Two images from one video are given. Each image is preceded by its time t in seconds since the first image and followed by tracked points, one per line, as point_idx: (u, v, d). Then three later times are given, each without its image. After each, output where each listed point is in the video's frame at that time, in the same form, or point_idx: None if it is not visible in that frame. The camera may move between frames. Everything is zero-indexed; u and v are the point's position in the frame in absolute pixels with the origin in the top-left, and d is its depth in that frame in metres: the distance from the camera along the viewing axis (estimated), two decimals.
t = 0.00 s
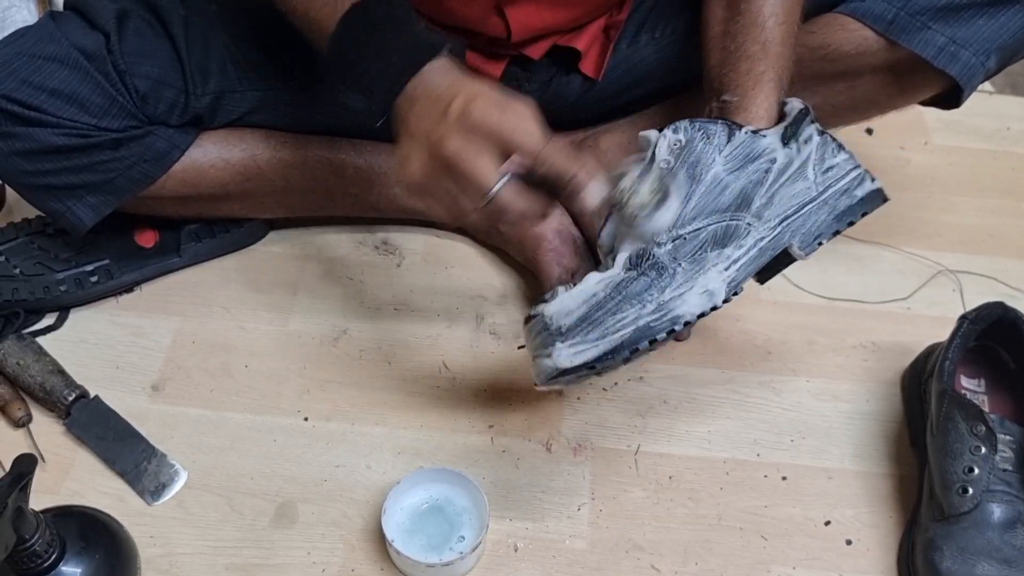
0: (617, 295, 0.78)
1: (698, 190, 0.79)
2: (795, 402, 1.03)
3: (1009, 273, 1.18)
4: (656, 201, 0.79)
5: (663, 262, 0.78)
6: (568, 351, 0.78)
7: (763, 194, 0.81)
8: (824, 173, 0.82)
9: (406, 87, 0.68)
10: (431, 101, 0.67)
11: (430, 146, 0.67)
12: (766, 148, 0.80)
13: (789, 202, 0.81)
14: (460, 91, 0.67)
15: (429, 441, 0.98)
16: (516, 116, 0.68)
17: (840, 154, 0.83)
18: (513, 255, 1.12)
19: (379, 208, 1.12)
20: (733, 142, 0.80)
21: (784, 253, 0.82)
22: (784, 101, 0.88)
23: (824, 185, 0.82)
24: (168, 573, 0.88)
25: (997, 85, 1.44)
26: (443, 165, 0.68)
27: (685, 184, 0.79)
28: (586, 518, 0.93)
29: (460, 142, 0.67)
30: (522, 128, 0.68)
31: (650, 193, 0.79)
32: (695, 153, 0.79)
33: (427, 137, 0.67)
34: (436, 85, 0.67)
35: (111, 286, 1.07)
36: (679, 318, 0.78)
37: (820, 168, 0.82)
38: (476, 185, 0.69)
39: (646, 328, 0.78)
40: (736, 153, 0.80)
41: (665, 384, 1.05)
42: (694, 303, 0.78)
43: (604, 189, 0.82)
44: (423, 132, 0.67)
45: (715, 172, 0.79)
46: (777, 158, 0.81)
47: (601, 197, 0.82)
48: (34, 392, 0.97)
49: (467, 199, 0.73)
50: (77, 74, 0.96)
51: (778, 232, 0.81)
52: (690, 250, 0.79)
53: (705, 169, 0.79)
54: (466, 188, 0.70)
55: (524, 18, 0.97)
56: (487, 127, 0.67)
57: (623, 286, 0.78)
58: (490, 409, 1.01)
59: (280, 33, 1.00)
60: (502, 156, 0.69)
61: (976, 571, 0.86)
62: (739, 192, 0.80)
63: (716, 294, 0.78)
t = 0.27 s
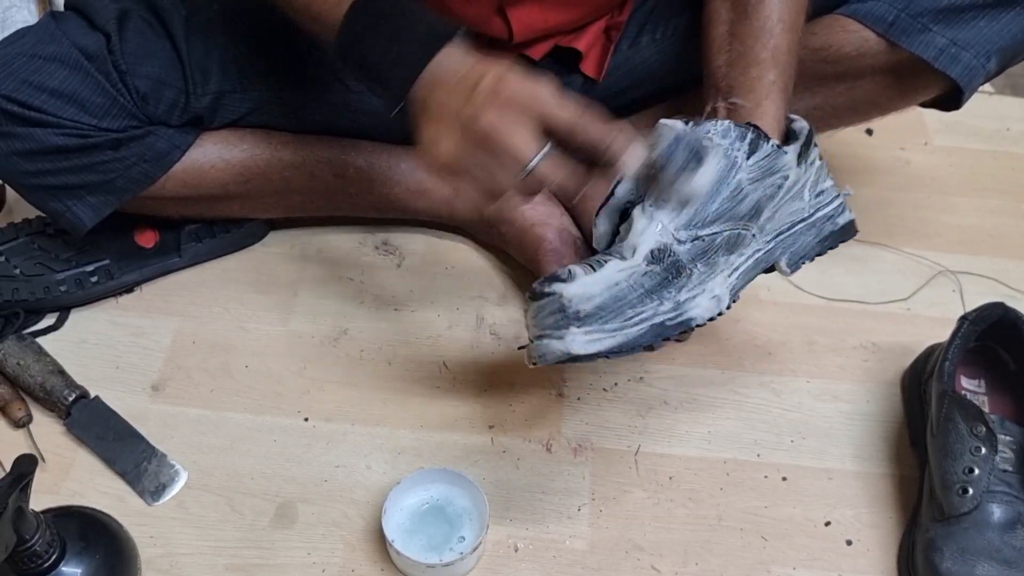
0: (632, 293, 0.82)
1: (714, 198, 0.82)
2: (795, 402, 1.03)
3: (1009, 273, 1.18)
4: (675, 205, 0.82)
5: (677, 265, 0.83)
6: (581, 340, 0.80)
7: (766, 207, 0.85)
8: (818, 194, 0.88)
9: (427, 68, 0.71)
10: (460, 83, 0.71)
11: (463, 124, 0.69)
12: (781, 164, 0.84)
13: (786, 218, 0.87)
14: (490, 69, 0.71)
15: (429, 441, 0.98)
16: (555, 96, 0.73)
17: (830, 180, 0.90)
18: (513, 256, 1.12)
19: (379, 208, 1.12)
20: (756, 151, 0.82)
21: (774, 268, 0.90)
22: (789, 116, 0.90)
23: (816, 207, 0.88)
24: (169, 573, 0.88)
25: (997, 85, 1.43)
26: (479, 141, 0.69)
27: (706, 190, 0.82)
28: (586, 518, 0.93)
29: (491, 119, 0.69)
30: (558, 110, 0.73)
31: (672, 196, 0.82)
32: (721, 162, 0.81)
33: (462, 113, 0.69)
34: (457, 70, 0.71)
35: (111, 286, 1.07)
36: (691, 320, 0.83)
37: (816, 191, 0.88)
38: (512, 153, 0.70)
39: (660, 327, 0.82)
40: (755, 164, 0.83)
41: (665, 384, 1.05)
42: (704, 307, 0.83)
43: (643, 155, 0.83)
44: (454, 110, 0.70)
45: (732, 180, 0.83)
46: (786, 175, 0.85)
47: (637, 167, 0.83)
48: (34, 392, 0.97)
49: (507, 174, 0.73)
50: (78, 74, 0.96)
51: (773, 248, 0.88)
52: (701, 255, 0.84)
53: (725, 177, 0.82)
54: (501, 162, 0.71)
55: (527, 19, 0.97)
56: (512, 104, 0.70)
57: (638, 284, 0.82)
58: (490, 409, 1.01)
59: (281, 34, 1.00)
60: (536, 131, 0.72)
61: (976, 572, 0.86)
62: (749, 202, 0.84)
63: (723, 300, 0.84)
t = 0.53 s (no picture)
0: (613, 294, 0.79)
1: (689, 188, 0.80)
2: (795, 403, 1.03)
3: (1009, 273, 1.18)
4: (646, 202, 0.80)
5: (653, 258, 0.80)
6: (568, 352, 0.78)
7: (755, 185, 0.81)
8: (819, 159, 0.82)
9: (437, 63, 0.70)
10: (475, 78, 0.69)
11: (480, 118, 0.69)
12: (752, 141, 0.82)
13: (784, 189, 0.81)
14: (506, 63, 0.69)
15: (429, 442, 0.98)
16: (575, 88, 0.70)
17: (829, 143, 0.83)
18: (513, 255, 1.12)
19: (379, 208, 1.12)
20: (718, 133, 0.81)
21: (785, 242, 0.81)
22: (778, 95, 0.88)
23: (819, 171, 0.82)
24: (169, 573, 0.88)
25: (997, 85, 1.43)
26: (498, 136, 0.68)
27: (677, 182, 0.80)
28: (586, 518, 0.93)
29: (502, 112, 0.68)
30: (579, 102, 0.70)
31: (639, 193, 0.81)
32: (685, 150, 0.80)
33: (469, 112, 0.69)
34: (469, 66, 0.70)
35: (111, 286, 1.07)
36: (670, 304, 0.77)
37: (812, 158, 0.82)
38: (529, 144, 0.68)
39: (635, 324, 0.78)
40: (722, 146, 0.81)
41: (665, 384, 1.05)
42: (682, 293, 0.78)
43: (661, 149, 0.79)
44: (468, 105, 0.69)
45: (706, 166, 0.80)
46: (764, 150, 0.82)
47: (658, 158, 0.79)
48: (34, 392, 0.97)
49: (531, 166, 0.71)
50: (78, 74, 0.96)
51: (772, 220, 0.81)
52: (681, 246, 0.80)
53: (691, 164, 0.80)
54: (523, 155, 0.69)
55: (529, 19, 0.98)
56: (527, 98, 0.68)
57: (620, 285, 0.79)
58: (490, 409, 1.01)
59: (280, 34, 1.00)
60: (557, 122, 0.69)
61: (976, 572, 0.86)
62: (731, 184, 0.80)
63: (705, 286, 0.78)
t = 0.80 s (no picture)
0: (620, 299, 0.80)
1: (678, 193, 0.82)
2: (795, 403, 1.03)
3: (1010, 274, 1.18)
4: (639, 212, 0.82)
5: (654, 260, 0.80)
6: (581, 361, 0.79)
7: (751, 175, 0.80)
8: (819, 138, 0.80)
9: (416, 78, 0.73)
10: (448, 103, 0.70)
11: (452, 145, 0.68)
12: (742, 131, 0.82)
13: (780, 173, 0.80)
14: (481, 87, 0.69)
15: (429, 442, 0.98)
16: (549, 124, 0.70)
17: (824, 118, 0.81)
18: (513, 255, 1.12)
19: (379, 208, 1.12)
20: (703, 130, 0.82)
21: (794, 226, 0.79)
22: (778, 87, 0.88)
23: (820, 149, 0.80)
24: (168, 573, 0.88)
25: (997, 85, 1.43)
26: (463, 166, 0.68)
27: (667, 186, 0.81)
28: (586, 518, 0.93)
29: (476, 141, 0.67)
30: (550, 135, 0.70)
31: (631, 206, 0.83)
32: (667, 152, 0.82)
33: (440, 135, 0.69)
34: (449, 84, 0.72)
35: (111, 286, 1.08)
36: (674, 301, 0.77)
37: (807, 138, 0.81)
38: (492, 177, 0.68)
39: (639, 328, 0.77)
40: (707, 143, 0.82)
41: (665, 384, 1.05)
42: (684, 289, 0.78)
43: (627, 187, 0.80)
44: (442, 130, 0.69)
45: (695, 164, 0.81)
46: (757, 137, 0.81)
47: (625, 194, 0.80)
48: (34, 392, 0.97)
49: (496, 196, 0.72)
50: (78, 74, 0.96)
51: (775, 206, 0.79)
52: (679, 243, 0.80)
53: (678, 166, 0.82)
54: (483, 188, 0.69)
55: (528, 21, 0.97)
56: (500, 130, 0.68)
57: (625, 291, 0.80)
58: (490, 409, 1.01)
59: (280, 37, 1.01)
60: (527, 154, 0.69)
61: (976, 572, 0.86)
62: (723, 176, 0.80)
63: (706, 280, 0.77)
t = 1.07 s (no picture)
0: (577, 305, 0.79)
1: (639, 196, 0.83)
2: (795, 403, 1.03)
3: (1010, 274, 1.18)
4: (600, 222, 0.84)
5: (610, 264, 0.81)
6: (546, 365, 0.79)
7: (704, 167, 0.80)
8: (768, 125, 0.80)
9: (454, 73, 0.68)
10: (491, 108, 0.66)
11: (488, 153, 0.66)
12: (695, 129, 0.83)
13: (733, 163, 0.79)
14: (523, 100, 0.65)
15: (429, 442, 0.98)
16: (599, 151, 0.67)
17: (773, 105, 0.81)
18: (513, 255, 1.12)
19: (379, 208, 1.12)
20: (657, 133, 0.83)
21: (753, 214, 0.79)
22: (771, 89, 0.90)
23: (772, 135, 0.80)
24: (169, 573, 0.88)
25: (998, 85, 1.43)
26: (499, 176, 0.67)
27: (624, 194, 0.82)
28: (586, 518, 0.93)
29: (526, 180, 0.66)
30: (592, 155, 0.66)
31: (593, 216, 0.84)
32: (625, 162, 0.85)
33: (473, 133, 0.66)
34: (489, 90, 0.67)
35: (112, 286, 1.08)
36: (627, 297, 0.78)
37: (758, 127, 0.80)
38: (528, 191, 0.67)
39: (593, 327, 0.78)
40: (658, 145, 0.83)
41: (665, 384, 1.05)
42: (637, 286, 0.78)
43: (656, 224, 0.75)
44: (476, 139, 0.66)
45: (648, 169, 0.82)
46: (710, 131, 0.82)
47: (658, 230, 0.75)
48: (35, 392, 0.98)
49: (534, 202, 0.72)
50: (79, 74, 0.96)
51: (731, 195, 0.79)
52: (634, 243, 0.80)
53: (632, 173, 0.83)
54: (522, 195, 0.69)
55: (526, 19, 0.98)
56: (536, 147, 0.65)
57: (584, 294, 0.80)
58: (490, 409, 1.01)
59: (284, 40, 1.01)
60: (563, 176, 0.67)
61: (976, 572, 0.86)
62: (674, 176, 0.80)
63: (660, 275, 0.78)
